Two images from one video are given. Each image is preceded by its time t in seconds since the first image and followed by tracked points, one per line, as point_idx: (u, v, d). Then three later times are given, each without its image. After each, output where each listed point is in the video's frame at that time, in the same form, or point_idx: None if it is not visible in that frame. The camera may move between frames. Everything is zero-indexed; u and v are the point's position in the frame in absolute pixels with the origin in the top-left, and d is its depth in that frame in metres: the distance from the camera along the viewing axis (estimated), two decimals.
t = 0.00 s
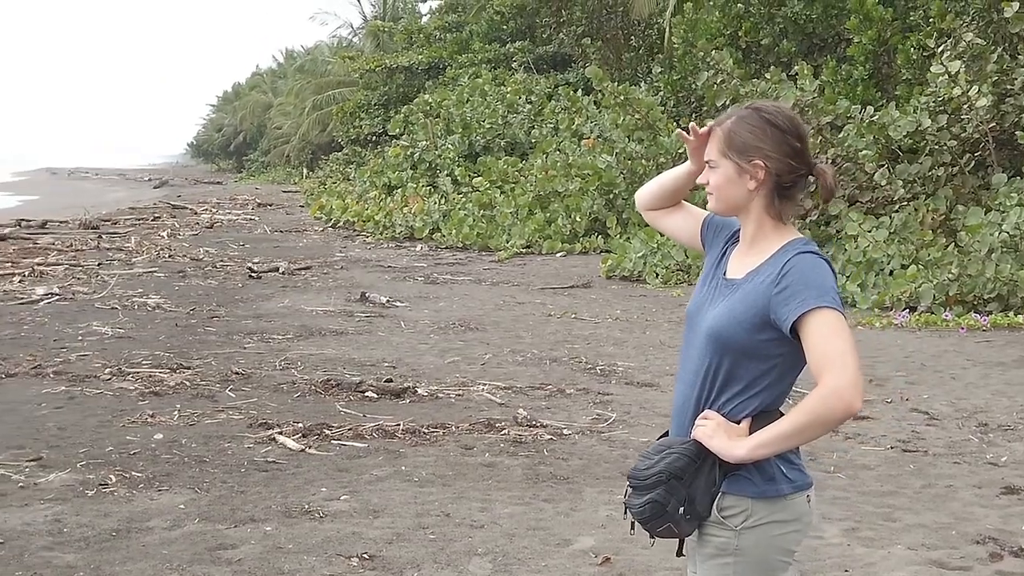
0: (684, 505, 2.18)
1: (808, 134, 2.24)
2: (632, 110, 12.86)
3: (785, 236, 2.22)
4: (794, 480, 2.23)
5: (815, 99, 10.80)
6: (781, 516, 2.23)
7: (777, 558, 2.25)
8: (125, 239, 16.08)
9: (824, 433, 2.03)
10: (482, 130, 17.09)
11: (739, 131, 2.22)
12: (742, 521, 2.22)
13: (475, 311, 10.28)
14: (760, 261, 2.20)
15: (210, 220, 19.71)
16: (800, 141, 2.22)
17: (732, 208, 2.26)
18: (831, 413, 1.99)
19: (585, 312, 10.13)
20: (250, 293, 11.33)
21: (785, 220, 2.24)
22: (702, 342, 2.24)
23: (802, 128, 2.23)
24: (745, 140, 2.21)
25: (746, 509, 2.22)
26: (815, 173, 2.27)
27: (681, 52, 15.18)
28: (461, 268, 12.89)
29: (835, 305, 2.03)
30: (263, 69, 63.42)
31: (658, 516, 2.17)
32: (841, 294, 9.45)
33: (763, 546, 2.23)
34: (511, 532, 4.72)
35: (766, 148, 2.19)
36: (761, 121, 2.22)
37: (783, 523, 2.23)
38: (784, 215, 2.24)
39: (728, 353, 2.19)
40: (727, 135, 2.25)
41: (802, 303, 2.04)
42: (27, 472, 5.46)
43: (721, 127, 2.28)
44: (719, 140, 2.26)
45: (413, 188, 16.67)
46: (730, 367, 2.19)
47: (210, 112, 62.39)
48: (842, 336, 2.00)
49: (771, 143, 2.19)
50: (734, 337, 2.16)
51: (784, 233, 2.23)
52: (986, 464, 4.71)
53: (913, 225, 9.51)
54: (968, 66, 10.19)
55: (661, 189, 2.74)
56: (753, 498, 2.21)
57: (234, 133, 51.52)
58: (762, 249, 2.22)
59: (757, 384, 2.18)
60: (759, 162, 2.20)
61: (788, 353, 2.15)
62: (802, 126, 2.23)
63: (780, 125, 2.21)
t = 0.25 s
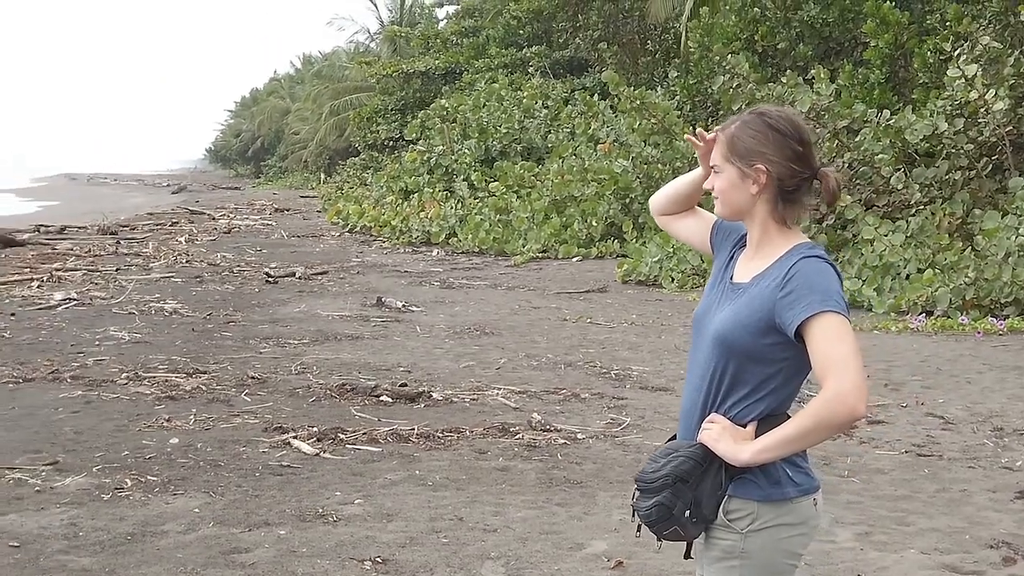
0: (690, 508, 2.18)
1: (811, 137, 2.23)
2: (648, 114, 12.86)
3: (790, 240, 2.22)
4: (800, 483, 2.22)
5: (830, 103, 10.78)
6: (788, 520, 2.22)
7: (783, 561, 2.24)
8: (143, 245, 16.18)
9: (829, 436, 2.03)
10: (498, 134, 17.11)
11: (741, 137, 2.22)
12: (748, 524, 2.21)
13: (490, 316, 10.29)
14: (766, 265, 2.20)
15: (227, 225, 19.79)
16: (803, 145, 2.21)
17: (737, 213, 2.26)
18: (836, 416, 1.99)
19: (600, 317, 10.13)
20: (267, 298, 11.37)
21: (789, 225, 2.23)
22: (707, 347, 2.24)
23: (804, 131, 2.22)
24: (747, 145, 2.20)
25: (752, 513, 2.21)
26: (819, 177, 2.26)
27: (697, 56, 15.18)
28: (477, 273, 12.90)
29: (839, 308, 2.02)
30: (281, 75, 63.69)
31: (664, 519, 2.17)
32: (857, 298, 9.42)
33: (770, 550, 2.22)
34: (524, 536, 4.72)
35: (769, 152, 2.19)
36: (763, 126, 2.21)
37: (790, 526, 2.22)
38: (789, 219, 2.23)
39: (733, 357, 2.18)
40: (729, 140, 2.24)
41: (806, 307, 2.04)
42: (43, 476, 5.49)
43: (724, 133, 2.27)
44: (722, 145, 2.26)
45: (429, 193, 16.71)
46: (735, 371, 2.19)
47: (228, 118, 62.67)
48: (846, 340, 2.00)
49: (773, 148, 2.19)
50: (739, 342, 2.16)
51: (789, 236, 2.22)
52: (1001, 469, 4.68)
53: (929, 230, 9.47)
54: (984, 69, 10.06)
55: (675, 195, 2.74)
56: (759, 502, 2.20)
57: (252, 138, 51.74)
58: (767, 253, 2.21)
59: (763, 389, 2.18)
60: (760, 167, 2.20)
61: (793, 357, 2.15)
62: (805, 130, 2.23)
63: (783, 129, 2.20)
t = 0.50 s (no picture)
0: (695, 512, 2.18)
1: (815, 142, 2.22)
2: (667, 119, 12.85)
3: (794, 246, 2.20)
4: (806, 487, 2.21)
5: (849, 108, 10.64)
6: (793, 523, 2.21)
7: (789, 565, 2.23)
8: (163, 250, 16.28)
9: (833, 441, 2.02)
10: (518, 140, 17.12)
11: (743, 142, 2.21)
12: (754, 527, 2.21)
13: (508, 321, 10.30)
14: (771, 271, 2.19)
15: (247, 230, 19.89)
16: (808, 150, 2.19)
17: (741, 218, 2.25)
18: (839, 421, 1.98)
19: (617, 322, 10.11)
20: (286, 302, 11.42)
21: (794, 231, 2.22)
22: (714, 352, 2.24)
23: (808, 137, 2.21)
24: (750, 151, 2.19)
25: (757, 517, 2.20)
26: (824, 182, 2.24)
27: (716, 62, 15.18)
28: (495, 278, 12.91)
29: (842, 313, 2.02)
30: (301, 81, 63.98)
31: (670, 522, 2.17)
32: (875, 304, 9.41)
33: (775, 553, 2.21)
34: (538, 540, 4.72)
35: (771, 158, 2.18)
36: (766, 132, 2.20)
37: (795, 530, 2.21)
38: (793, 225, 2.22)
39: (738, 362, 2.18)
40: (732, 146, 2.23)
41: (809, 312, 2.03)
42: (61, 480, 5.53)
43: (728, 138, 2.26)
44: (726, 151, 2.25)
45: (448, 199, 16.75)
46: (740, 376, 2.18)
47: (249, 123, 62.97)
48: (849, 344, 1.99)
49: (775, 154, 2.18)
50: (744, 347, 2.15)
51: (794, 242, 2.21)
52: (1018, 475, 4.65)
53: (948, 235, 9.34)
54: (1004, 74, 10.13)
55: (689, 202, 2.75)
56: (764, 506, 2.19)
57: (273, 144, 51.98)
58: (773, 259, 2.20)
59: (769, 393, 2.17)
60: (763, 173, 2.18)
61: (798, 362, 2.14)
62: (809, 135, 2.21)
63: (786, 135, 2.19)
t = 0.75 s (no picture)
0: (702, 515, 2.19)
1: (820, 148, 2.20)
2: (685, 124, 12.83)
3: (799, 250, 2.20)
4: (813, 491, 2.20)
5: (868, 112, 10.70)
6: (800, 527, 2.20)
7: (795, 569, 2.22)
8: (183, 254, 16.37)
9: (837, 445, 2.01)
10: (536, 145, 17.12)
11: (748, 148, 2.20)
12: (760, 531, 2.20)
13: (525, 325, 10.30)
14: (777, 275, 2.19)
15: (267, 235, 19.98)
16: (812, 156, 2.18)
17: (747, 223, 2.25)
18: (842, 425, 1.97)
19: (634, 327, 10.10)
20: (304, 307, 11.46)
21: (799, 236, 2.21)
22: (720, 356, 2.24)
23: (813, 143, 2.20)
24: (753, 157, 2.19)
25: (764, 520, 2.19)
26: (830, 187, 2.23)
27: (735, 66, 15.16)
28: (513, 283, 12.91)
29: (845, 317, 2.01)
30: (320, 86, 64.22)
31: (676, 525, 2.18)
32: (893, 308, 9.36)
33: (781, 557, 2.20)
34: (552, 544, 4.72)
35: (775, 164, 2.17)
36: (771, 137, 2.19)
37: (802, 534, 2.20)
38: (798, 231, 2.21)
39: (744, 366, 2.17)
40: (737, 152, 2.23)
41: (812, 316, 2.02)
42: (79, 482, 5.57)
43: (734, 144, 2.26)
44: (731, 157, 2.25)
45: (467, 203, 16.77)
46: (745, 380, 2.18)
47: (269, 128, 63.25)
48: (853, 348, 1.98)
49: (779, 160, 2.17)
50: (749, 351, 2.15)
51: (799, 246, 2.20)
52: None
53: (967, 240, 9.35)
54: None
55: (702, 208, 2.75)
56: (771, 509, 2.19)
57: (293, 149, 52.17)
58: (778, 264, 2.20)
59: (774, 397, 2.16)
60: (766, 178, 2.18)
61: (804, 366, 2.13)
62: (814, 141, 2.20)
63: (790, 141, 2.18)
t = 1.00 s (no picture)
0: (711, 520, 2.17)
1: (828, 156, 2.19)
2: (708, 130, 12.81)
3: (806, 257, 2.19)
4: (822, 496, 2.19)
5: (892, 118, 10.55)
6: (808, 532, 2.19)
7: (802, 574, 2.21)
8: (207, 260, 16.48)
9: (842, 450, 2.00)
10: (559, 151, 17.13)
11: (755, 156, 2.19)
12: (768, 536, 2.19)
13: (546, 331, 10.30)
14: (784, 282, 2.18)
15: (291, 241, 20.10)
16: (818, 164, 2.17)
17: (754, 230, 2.24)
18: (847, 430, 1.97)
19: (655, 333, 10.08)
20: (327, 312, 11.51)
21: (806, 243, 2.20)
22: (728, 362, 2.23)
23: (820, 151, 2.18)
24: (760, 165, 2.18)
25: (772, 525, 2.19)
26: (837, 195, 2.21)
27: (759, 73, 15.23)
28: (535, 289, 12.93)
29: (851, 322, 2.00)
30: (345, 93, 64.55)
31: (685, 530, 2.17)
32: (916, 315, 9.29)
33: (789, 562, 2.20)
34: (568, 549, 4.71)
35: (780, 171, 2.16)
36: (777, 146, 2.18)
37: (810, 539, 2.19)
38: (804, 238, 2.20)
39: (751, 372, 2.17)
40: (744, 160, 2.22)
41: (818, 321, 2.02)
42: (101, 486, 5.61)
43: (742, 151, 2.25)
44: (738, 164, 2.24)
45: (490, 209, 16.81)
46: (752, 385, 2.18)
47: (293, 134, 63.60)
48: (857, 353, 1.98)
49: (785, 168, 2.16)
50: (756, 356, 2.14)
51: (806, 253, 2.19)
52: None
53: (990, 246, 9.25)
54: None
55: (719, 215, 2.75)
56: (778, 515, 2.18)
57: (317, 155, 52.41)
58: (786, 271, 2.19)
59: (781, 403, 2.15)
60: (771, 186, 2.17)
61: (811, 371, 2.12)
62: (821, 149, 2.18)
63: (796, 149, 2.17)
